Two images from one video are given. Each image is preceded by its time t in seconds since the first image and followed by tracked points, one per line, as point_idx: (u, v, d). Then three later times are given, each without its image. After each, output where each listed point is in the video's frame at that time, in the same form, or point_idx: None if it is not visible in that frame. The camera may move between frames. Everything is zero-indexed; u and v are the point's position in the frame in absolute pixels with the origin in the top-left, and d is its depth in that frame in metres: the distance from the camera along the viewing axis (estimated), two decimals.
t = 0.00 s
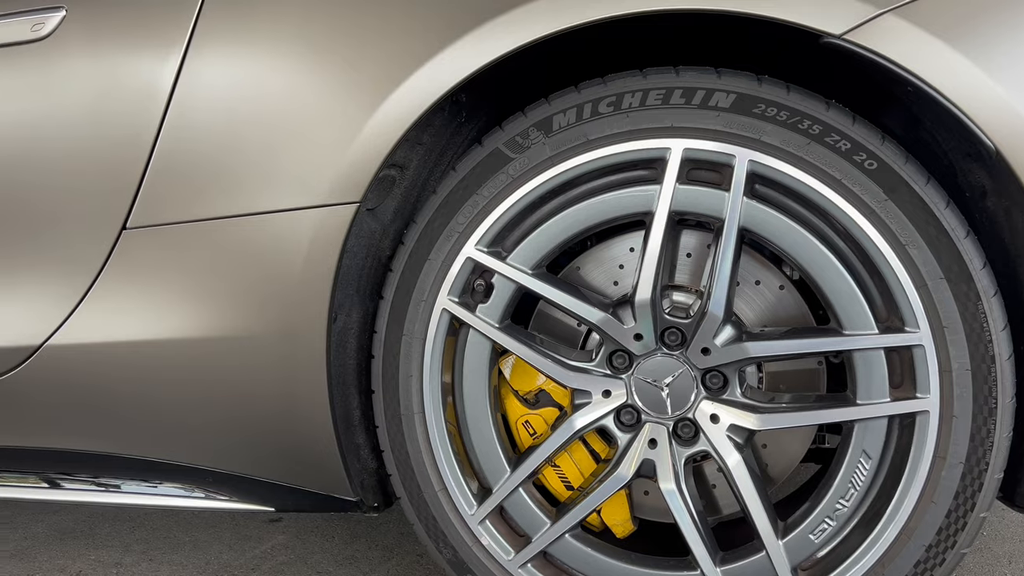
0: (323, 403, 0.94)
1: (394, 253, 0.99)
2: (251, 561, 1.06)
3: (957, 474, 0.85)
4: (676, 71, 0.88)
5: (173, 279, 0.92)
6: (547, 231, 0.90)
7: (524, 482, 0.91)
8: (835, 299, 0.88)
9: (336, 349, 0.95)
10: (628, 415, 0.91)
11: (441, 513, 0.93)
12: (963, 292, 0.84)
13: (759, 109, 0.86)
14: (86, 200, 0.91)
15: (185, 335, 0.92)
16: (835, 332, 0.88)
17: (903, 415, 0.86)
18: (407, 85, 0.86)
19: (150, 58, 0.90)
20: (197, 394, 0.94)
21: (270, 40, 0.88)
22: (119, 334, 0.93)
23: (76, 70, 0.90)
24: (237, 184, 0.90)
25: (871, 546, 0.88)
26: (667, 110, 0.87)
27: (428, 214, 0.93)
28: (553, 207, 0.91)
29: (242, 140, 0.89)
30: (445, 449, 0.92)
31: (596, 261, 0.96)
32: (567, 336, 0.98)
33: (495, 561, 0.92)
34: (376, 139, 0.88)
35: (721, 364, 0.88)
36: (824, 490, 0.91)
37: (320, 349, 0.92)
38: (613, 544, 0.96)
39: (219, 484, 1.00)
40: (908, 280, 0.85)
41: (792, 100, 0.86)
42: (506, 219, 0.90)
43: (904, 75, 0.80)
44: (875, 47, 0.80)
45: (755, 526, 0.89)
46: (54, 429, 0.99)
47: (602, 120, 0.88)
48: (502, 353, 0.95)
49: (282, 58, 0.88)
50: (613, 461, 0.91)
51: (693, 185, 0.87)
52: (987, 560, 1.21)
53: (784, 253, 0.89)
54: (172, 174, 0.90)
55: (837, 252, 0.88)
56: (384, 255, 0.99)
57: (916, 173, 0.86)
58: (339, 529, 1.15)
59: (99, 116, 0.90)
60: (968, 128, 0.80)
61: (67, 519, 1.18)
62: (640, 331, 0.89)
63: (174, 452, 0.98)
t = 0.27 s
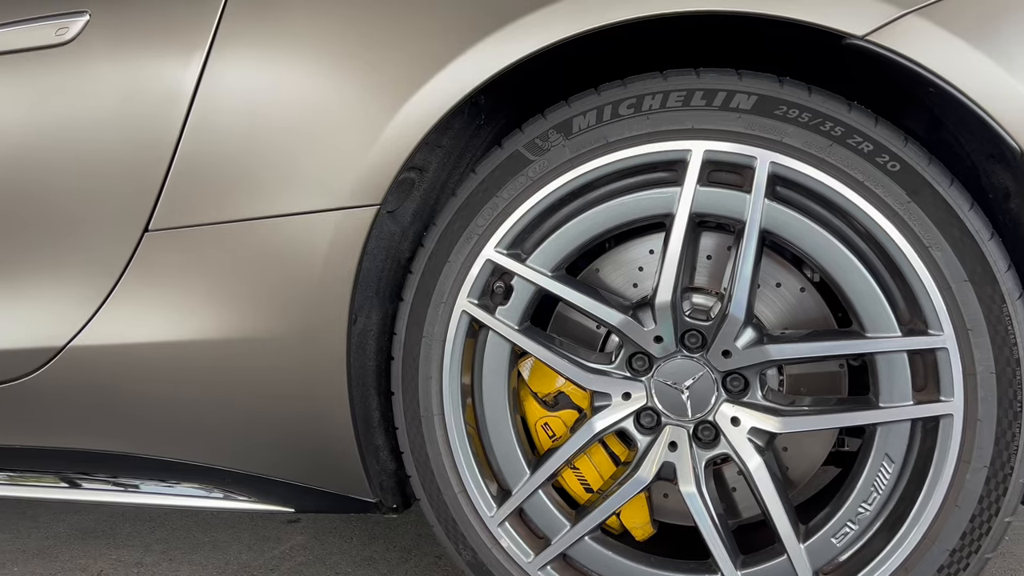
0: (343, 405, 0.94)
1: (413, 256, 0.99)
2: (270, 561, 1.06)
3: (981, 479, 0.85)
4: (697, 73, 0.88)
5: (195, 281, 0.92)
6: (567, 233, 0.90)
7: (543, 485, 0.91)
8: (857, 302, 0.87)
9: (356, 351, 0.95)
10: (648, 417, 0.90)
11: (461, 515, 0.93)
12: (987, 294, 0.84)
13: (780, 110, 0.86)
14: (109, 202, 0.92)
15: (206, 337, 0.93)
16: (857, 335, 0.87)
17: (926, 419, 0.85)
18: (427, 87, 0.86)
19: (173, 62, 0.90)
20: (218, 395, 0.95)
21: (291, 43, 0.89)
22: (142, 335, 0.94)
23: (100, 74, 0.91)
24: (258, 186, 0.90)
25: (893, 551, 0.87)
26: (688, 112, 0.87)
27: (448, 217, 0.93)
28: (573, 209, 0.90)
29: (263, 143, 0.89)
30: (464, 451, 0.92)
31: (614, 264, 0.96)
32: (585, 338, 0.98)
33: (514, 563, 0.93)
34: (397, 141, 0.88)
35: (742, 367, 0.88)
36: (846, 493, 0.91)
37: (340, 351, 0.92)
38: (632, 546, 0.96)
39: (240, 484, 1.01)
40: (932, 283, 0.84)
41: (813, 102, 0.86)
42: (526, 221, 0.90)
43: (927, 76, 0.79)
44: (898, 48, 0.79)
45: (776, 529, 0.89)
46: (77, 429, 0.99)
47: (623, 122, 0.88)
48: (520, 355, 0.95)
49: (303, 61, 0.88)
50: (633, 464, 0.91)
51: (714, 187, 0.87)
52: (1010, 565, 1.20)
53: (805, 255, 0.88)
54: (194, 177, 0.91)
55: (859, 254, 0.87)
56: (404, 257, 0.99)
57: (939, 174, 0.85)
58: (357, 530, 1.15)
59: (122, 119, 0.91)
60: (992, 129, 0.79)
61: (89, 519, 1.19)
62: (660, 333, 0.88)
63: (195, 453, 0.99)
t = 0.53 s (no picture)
0: (364, 407, 0.94)
1: (433, 258, 0.99)
2: (290, 562, 1.07)
3: (1008, 484, 0.84)
4: (719, 75, 0.87)
5: (217, 283, 0.93)
6: (587, 235, 0.90)
7: (564, 488, 0.91)
8: (881, 305, 0.87)
9: (376, 353, 0.96)
10: (668, 420, 0.90)
11: (481, 517, 0.93)
12: (1013, 297, 0.83)
13: (803, 112, 0.85)
14: (132, 205, 0.93)
15: (228, 339, 0.93)
16: (881, 339, 0.87)
17: (950, 423, 0.85)
18: (449, 90, 0.87)
19: (196, 65, 0.91)
20: (240, 397, 0.95)
21: (313, 47, 0.89)
22: (164, 338, 0.94)
23: (123, 78, 0.92)
24: (280, 189, 0.91)
25: (918, 556, 0.87)
26: (710, 115, 0.86)
27: (468, 219, 0.93)
28: (593, 212, 0.90)
29: (286, 146, 0.90)
30: (485, 454, 0.92)
31: (635, 267, 0.96)
32: (606, 341, 0.97)
33: (535, 566, 0.92)
34: (418, 144, 0.88)
35: (764, 371, 0.88)
36: (869, 498, 0.90)
37: (361, 353, 0.93)
38: (652, 549, 0.96)
39: (260, 485, 1.01)
40: (958, 286, 0.83)
41: (837, 104, 0.85)
42: (546, 224, 0.90)
43: (953, 77, 0.79)
44: (923, 49, 0.78)
45: (798, 533, 0.89)
46: (99, 430, 1.00)
47: (644, 124, 0.87)
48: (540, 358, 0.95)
49: (324, 65, 0.89)
50: (654, 467, 0.91)
51: (736, 190, 0.86)
52: None
53: (829, 258, 0.88)
54: (216, 180, 0.92)
55: (884, 257, 0.86)
56: (423, 260, 0.99)
57: (965, 177, 0.84)
58: (376, 532, 1.15)
59: (145, 122, 0.91)
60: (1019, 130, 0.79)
61: (110, 519, 1.20)
62: (681, 336, 0.88)
63: (217, 454, 0.99)
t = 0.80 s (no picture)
0: (387, 409, 0.95)
1: (455, 261, 1.00)
2: (312, 563, 1.07)
3: None
4: (744, 77, 0.87)
5: (242, 286, 0.93)
6: (611, 238, 0.89)
7: (587, 491, 0.91)
8: (908, 308, 0.86)
9: (399, 355, 0.96)
10: (692, 424, 0.90)
11: (504, 520, 0.93)
12: None
13: (829, 114, 0.85)
14: (158, 208, 0.93)
15: (253, 341, 0.94)
16: (908, 342, 0.86)
17: (979, 427, 0.84)
18: (472, 93, 0.87)
19: (221, 70, 0.91)
20: (264, 398, 0.96)
21: (337, 50, 0.89)
22: (189, 340, 0.95)
23: (148, 82, 0.93)
24: (304, 192, 0.91)
25: (946, 562, 0.86)
26: (735, 117, 0.86)
27: (491, 222, 0.93)
28: (617, 215, 0.90)
29: (310, 149, 0.90)
30: (508, 457, 0.92)
31: (658, 269, 0.95)
32: (628, 344, 0.97)
33: (558, 569, 0.92)
34: (441, 147, 0.88)
35: (790, 374, 0.87)
36: (896, 503, 0.90)
37: (385, 355, 0.93)
38: (674, 553, 0.95)
39: (283, 486, 1.02)
40: (987, 289, 0.82)
41: (863, 106, 0.85)
42: (569, 226, 0.90)
43: (982, 79, 0.78)
44: (951, 51, 0.78)
45: (824, 538, 0.88)
46: (124, 431, 1.01)
47: (668, 126, 0.87)
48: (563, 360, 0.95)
49: (348, 69, 0.89)
50: (677, 471, 0.91)
51: (761, 192, 0.86)
52: None
53: (855, 261, 0.87)
54: (241, 183, 0.92)
55: (911, 260, 0.86)
56: (445, 263, 1.00)
57: (994, 179, 0.84)
58: (397, 533, 1.16)
59: (171, 126, 0.92)
60: None
61: (133, 519, 1.21)
62: (705, 339, 0.88)
63: (240, 455, 1.00)
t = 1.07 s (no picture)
0: (404, 410, 0.95)
1: (472, 262, 1.00)
2: (328, 564, 1.08)
3: None
4: (763, 78, 0.87)
5: (260, 287, 0.94)
6: (629, 240, 0.89)
7: (604, 493, 0.90)
8: (929, 310, 0.85)
9: (416, 357, 0.96)
10: (710, 427, 0.89)
11: (521, 522, 0.93)
12: None
13: (849, 116, 0.84)
14: (177, 209, 0.94)
15: (270, 342, 0.94)
16: (929, 345, 0.85)
17: (1002, 431, 0.83)
18: (490, 95, 0.87)
19: (239, 72, 0.92)
20: (282, 399, 0.96)
21: (355, 53, 0.90)
22: (207, 341, 0.96)
23: (167, 85, 0.93)
24: (322, 194, 0.91)
25: (968, 566, 0.85)
26: (753, 118, 0.85)
27: (508, 224, 0.93)
28: (634, 216, 0.89)
29: (328, 151, 0.91)
30: (525, 459, 0.92)
31: (676, 271, 0.94)
32: (645, 346, 0.96)
33: (575, 571, 0.92)
34: (459, 148, 0.88)
35: (809, 377, 0.87)
36: (916, 507, 0.89)
37: (402, 357, 0.93)
38: (692, 556, 0.95)
39: (300, 487, 1.02)
40: (1010, 291, 0.82)
41: (884, 107, 0.84)
42: (587, 228, 0.89)
43: (1004, 79, 0.77)
44: (973, 51, 0.77)
45: (844, 542, 0.88)
46: (142, 432, 1.02)
47: (686, 128, 0.87)
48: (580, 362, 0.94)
49: (366, 71, 0.89)
50: (695, 474, 0.90)
51: (780, 194, 0.85)
52: None
53: (875, 263, 0.86)
54: (259, 185, 0.93)
55: (932, 262, 0.85)
56: (462, 264, 1.00)
57: (1017, 180, 0.83)
58: (412, 534, 1.16)
59: (189, 128, 0.93)
60: None
61: (150, 519, 1.22)
62: (723, 341, 0.87)
63: (257, 456, 1.00)
